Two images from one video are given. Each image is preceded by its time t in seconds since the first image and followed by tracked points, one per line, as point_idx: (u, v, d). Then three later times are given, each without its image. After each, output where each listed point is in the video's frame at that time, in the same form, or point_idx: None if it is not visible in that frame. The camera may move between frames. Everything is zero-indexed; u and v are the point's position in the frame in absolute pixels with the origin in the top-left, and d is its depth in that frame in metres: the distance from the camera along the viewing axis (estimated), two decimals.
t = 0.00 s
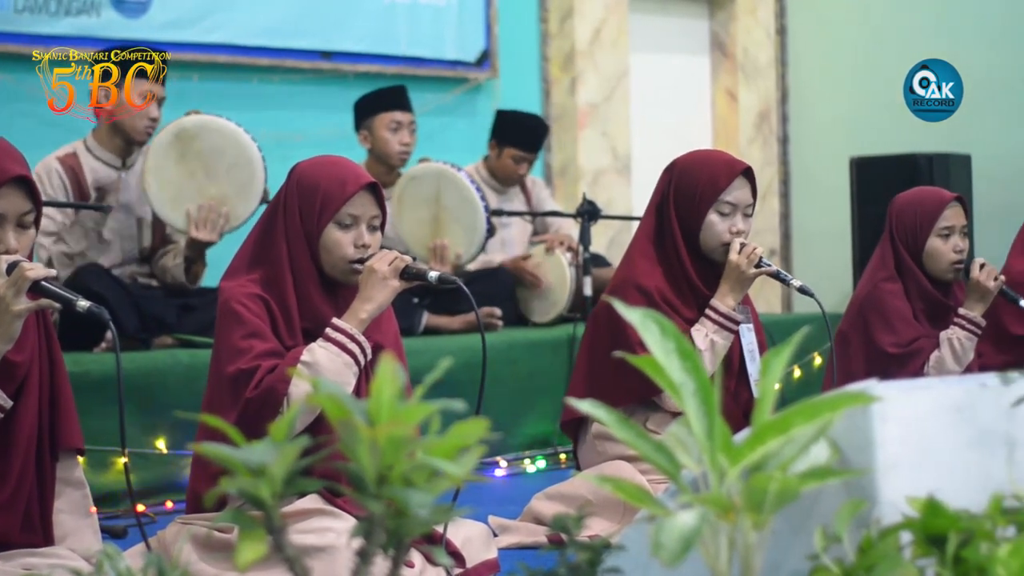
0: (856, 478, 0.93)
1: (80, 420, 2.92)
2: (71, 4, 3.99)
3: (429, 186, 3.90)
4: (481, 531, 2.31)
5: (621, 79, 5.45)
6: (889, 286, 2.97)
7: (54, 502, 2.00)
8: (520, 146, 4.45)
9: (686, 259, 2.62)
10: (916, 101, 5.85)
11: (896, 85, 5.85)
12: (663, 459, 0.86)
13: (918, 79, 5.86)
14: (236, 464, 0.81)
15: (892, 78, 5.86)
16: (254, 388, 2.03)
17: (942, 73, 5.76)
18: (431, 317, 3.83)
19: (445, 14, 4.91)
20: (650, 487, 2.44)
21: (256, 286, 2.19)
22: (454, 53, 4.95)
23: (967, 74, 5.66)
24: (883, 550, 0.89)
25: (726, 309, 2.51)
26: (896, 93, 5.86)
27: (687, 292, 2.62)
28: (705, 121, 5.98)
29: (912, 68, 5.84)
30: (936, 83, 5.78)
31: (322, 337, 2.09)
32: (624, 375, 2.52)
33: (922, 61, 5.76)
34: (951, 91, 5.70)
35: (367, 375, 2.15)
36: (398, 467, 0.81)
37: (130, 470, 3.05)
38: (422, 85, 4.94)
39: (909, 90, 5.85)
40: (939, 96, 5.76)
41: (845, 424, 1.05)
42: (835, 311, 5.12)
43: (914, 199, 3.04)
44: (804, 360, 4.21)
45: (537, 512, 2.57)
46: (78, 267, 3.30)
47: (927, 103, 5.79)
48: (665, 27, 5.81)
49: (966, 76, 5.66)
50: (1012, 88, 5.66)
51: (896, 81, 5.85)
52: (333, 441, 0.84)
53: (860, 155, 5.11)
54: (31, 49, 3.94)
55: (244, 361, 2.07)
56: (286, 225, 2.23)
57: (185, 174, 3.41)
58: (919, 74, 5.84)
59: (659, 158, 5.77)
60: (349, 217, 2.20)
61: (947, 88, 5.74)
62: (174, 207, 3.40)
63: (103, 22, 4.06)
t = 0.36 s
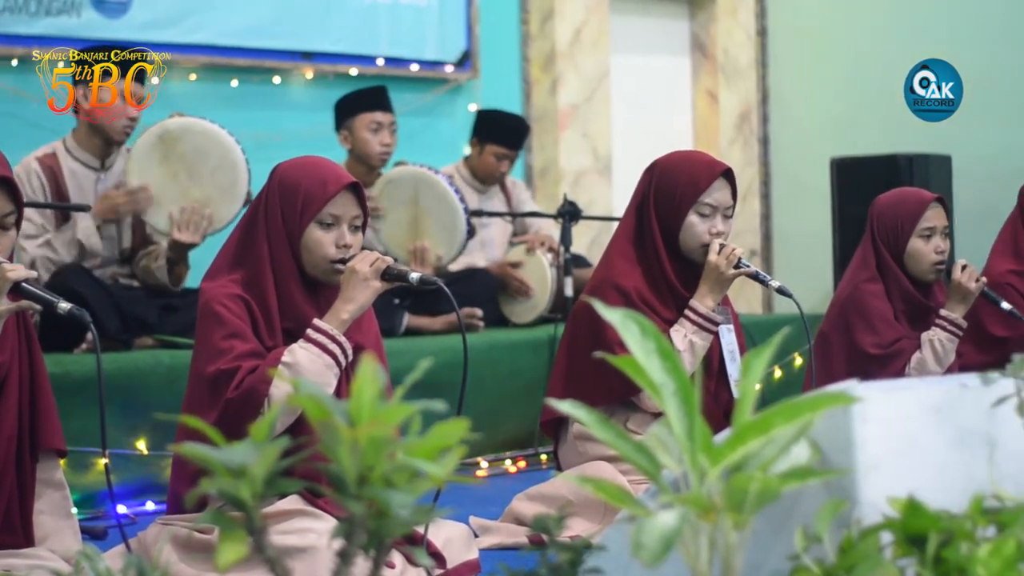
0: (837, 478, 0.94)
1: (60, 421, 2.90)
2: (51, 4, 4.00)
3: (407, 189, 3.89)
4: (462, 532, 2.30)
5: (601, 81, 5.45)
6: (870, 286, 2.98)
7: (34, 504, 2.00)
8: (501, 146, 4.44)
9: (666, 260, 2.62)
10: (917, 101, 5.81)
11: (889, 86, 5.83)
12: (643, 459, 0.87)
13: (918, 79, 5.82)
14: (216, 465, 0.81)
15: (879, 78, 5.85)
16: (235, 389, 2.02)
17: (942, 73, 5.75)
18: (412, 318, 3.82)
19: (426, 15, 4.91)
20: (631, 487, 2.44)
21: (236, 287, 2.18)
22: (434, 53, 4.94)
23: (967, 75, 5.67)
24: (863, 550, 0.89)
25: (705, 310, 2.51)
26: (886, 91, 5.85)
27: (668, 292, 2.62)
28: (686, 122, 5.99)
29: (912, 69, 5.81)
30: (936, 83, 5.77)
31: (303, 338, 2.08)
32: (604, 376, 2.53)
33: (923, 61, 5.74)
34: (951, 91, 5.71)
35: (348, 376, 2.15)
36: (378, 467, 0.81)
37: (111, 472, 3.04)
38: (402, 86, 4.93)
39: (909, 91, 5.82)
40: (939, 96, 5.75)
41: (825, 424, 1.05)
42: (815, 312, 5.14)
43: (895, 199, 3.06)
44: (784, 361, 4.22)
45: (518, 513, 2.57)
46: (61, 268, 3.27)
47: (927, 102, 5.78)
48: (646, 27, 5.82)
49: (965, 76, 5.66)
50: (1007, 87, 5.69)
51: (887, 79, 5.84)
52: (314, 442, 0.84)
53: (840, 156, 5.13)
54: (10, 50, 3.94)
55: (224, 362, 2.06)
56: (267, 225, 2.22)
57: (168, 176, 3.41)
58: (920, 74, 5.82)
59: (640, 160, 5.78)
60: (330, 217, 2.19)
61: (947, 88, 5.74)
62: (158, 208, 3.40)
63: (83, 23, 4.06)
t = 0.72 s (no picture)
0: (819, 478, 0.94)
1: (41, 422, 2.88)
2: (32, 4, 3.99)
3: (391, 187, 3.89)
4: (444, 532, 2.30)
5: (583, 81, 5.45)
6: (852, 287, 2.99)
7: (15, 504, 1.99)
8: (483, 147, 4.44)
9: (647, 260, 2.63)
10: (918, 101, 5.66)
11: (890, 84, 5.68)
12: (625, 459, 0.87)
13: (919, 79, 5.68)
14: (198, 466, 0.81)
15: (876, 76, 5.72)
16: (216, 389, 2.01)
17: (942, 73, 5.58)
18: (393, 318, 3.82)
19: (408, 15, 4.90)
20: (613, 487, 2.44)
21: (217, 287, 2.17)
22: (416, 54, 4.93)
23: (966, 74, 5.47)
24: (845, 550, 0.89)
25: (686, 309, 2.51)
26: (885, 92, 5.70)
27: (649, 293, 2.63)
28: (667, 122, 6.00)
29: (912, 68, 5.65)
30: (936, 83, 5.59)
31: (284, 338, 2.08)
32: (586, 375, 2.52)
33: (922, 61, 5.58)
34: (951, 91, 5.53)
35: (329, 377, 2.14)
36: (359, 468, 0.81)
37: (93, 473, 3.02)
38: (384, 86, 4.92)
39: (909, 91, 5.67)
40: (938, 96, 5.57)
41: (806, 424, 1.06)
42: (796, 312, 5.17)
43: (876, 199, 3.07)
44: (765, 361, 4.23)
45: (500, 513, 2.57)
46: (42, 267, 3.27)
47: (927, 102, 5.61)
48: (628, 28, 5.82)
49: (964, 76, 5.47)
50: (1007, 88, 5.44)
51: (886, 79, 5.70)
52: (295, 443, 0.84)
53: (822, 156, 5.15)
54: None
55: (205, 362, 2.05)
56: (248, 226, 2.21)
57: (148, 177, 3.38)
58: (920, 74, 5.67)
59: (622, 161, 5.79)
60: (312, 217, 2.19)
61: (947, 88, 5.56)
62: (137, 210, 3.37)
63: (65, 23, 4.04)
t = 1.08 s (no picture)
0: (791, 479, 0.94)
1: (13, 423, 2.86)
2: (3, 5, 3.96)
3: (366, 187, 3.87)
4: (418, 533, 2.29)
5: (556, 82, 5.45)
6: (825, 288, 3.01)
7: None
8: (456, 148, 4.43)
9: (620, 260, 2.63)
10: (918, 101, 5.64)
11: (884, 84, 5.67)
12: (599, 460, 0.87)
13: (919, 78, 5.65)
14: (171, 467, 0.81)
15: (876, 75, 5.69)
16: (189, 389, 2.00)
17: (942, 72, 5.55)
18: (366, 319, 3.81)
19: (381, 16, 4.89)
20: (586, 488, 2.44)
21: (190, 287, 2.15)
22: (389, 54, 4.92)
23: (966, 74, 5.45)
24: (819, 550, 0.90)
25: (658, 310, 2.52)
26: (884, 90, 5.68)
27: (622, 294, 2.63)
28: (641, 123, 6.01)
29: (912, 68, 5.63)
30: (936, 83, 5.57)
31: (257, 338, 2.06)
32: (559, 376, 2.52)
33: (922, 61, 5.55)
34: (951, 91, 5.51)
35: (302, 377, 2.13)
36: (333, 469, 0.83)
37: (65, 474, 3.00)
38: (357, 86, 4.90)
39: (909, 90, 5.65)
40: (939, 96, 5.56)
41: (780, 425, 1.09)
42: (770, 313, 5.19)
43: (850, 200, 3.08)
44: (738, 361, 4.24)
45: (472, 514, 2.57)
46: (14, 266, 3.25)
47: (927, 102, 5.59)
48: (600, 28, 5.83)
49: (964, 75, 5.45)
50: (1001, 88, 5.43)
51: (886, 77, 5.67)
52: (268, 443, 0.86)
53: (795, 157, 5.18)
54: None
55: (179, 362, 2.04)
56: (220, 226, 2.20)
57: (120, 174, 3.36)
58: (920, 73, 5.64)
59: (596, 162, 5.80)
60: (284, 215, 2.17)
61: (947, 88, 5.54)
62: (110, 207, 3.36)
63: (38, 23, 4.03)
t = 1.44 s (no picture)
0: (769, 479, 0.94)
1: None
2: None
3: (345, 189, 3.86)
4: (396, 534, 2.29)
5: (535, 83, 5.45)
6: (803, 288, 3.02)
7: None
8: (435, 149, 4.43)
9: (598, 261, 2.64)
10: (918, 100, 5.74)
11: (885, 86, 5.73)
12: (576, 461, 0.87)
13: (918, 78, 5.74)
14: (149, 468, 0.84)
15: (862, 76, 5.74)
16: (166, 384, 1.99)
17: (941, 73, 5.69)
18: (345, 320, 3.80)
19: (360, 16, 4.87)
20: (564, 488, 2.44)
21: (168, 287, 2.14)
22: (367, 55, 4.90)
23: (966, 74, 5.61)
24: (796, 551, 0.90)
25: (636, 310, 2.53)
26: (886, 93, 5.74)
27: (600, 295, 2.63)
28: (620, 124, 6.02)
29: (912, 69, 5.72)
30: (936, 83, 5.70)
31: (234, 336, 2.05)
32: (537, 376, 2.52)
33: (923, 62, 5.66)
34: (951, 91, 5.66)
35: (280, 377, 2.12)
36: (311, 469, 0.85)
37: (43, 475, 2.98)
38: (336, 86, 4.89)
39: (910, 90, 5.73)
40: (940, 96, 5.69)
41: (759, 425, 1.12)
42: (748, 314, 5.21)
43: (827, 201, 3.09)
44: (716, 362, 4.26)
45: (450, 515, 2.57)
46: None
47: (927, 102, 5.71)
48: (579, 29, 5.84)
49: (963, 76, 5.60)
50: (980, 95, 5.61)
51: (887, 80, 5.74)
52: (245, 445, 0.88)
53: (773, 158, 5.20)
54: None
55: (156, 359, 2.03)
56: (197, 226, 2.18)
57: (96, 177, 3.33)
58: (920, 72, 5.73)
59: (575, 163, 5.81)
60: (261, 217, 2.17)
61: (946, 88, 5.68)
62: (85, 211, 3.32)
63: (15, 24, 4.00)
